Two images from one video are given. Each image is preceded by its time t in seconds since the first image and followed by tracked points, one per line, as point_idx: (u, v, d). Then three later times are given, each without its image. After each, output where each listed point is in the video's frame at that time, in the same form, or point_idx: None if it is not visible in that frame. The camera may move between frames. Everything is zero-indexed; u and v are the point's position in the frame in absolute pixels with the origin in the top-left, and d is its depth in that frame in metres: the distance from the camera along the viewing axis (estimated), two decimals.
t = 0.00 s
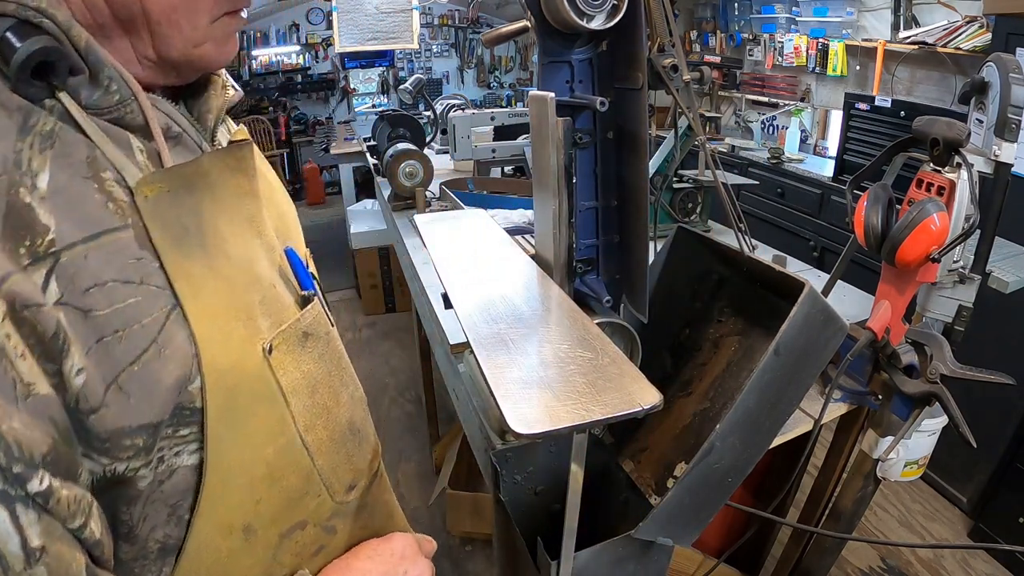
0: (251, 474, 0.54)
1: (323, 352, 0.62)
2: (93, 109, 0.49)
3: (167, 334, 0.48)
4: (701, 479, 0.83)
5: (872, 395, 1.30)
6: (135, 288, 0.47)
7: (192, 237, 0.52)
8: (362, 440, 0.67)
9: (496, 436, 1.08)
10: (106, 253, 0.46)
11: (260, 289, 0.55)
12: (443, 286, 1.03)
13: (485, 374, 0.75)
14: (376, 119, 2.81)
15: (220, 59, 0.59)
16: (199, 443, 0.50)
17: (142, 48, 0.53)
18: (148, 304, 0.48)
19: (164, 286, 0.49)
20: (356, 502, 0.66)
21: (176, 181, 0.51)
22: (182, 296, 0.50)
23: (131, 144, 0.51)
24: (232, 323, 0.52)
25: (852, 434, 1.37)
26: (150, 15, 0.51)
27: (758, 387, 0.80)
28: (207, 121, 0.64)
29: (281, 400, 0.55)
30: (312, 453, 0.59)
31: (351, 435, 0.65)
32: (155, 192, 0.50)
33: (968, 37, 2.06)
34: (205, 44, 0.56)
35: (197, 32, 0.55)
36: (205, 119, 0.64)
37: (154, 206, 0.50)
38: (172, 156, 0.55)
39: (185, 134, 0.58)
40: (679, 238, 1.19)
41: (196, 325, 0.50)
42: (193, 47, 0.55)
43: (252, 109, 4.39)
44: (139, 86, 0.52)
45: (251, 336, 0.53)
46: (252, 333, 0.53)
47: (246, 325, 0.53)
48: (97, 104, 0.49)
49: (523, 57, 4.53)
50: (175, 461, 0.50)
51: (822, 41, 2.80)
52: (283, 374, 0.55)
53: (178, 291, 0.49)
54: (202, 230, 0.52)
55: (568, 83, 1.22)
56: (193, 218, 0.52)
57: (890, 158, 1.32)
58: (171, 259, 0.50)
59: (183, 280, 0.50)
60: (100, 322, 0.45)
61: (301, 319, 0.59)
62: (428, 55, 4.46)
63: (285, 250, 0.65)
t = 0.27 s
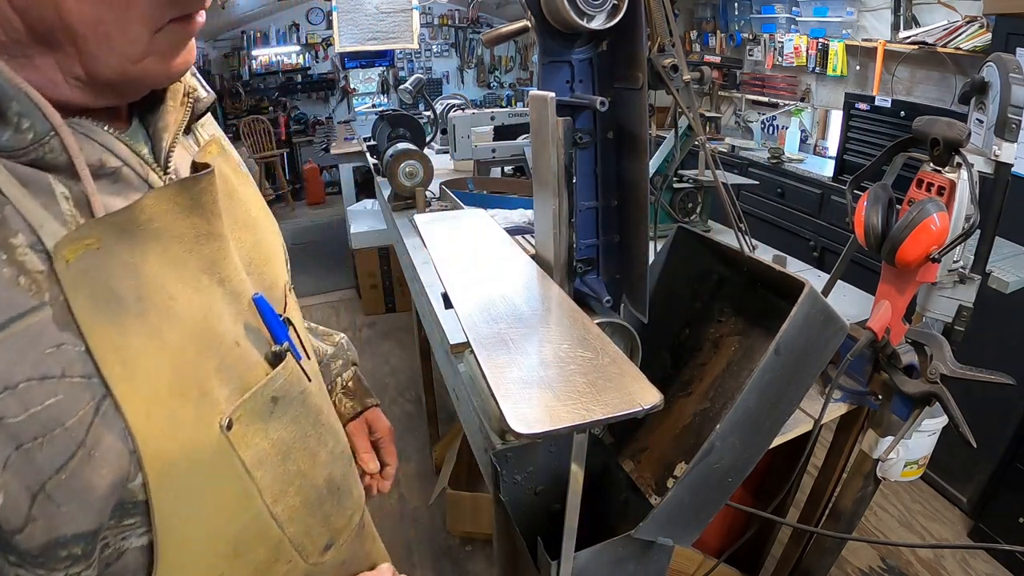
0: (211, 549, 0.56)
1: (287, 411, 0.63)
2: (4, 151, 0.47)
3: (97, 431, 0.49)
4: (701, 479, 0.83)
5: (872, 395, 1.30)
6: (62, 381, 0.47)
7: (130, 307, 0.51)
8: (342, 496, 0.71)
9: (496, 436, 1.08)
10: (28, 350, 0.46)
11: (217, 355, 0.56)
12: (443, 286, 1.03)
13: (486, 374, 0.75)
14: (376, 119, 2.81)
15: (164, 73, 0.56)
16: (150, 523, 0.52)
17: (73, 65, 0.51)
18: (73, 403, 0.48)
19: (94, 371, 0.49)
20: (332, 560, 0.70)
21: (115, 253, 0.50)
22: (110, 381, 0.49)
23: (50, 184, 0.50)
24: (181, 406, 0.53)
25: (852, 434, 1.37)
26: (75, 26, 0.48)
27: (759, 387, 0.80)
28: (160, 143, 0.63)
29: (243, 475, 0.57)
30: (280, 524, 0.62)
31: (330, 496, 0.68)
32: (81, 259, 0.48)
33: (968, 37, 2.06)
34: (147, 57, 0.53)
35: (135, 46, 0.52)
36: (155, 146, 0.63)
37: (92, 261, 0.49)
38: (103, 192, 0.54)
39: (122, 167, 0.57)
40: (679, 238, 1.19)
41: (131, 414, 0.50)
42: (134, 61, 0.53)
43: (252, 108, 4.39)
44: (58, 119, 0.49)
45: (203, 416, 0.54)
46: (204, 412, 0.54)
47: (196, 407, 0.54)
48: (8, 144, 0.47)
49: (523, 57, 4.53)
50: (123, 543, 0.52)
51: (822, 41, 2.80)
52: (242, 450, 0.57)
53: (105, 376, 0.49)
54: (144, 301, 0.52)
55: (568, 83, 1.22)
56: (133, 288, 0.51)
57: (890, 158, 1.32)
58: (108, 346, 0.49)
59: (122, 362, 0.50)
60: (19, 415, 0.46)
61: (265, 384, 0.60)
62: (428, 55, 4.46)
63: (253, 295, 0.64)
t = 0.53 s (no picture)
0: None
1: (235, 464, 0.62)
2: None
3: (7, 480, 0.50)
4: (701, 479, 0.83)
5: (872, 395, 1.30)
6: None
7: (50, 353, 0.51)
8: (305, 547, 0.72)
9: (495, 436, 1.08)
10: None
11: (143, 398, 0.56)
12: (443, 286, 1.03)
13: (486, 375, 0.75)
14: (376, 119, 2.82)
15: (131, 80, 0.56)
16: (65, 565, 0.54)
17: (28, 69, 0.52)
18: None
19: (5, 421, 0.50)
20: None
21: (35, 301, 0.50)
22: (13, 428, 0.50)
23: None
24: (100, 456, 0.53)
25: (853, 434, 1.37)
26: (27, 27, 0.49)
27: (759, 387, 0.80)
28: (124, 159, 0.62)
29: (174, 523, 0.58)
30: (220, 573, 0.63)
31: (289, 547, 0.70)
32: None
33: (968, 36, 2.06)
34: (108, 61, 0.54)
35: (91, 48, 0.52)
36: (118, 163, 0.62)
37: (12, 296, 0.49)
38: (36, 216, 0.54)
39: (63, 188, 0.56)
40: (679, 238, 1.19)
41: (38, 467, 0.51)
42: (90, 66, 0.53)
43: (252, 109, 4.39)
44: None
45: (126, 466, 0.55)
46: (129, 462, 0.55)
47: (117, 458, 0.54)
48: None
49: (523, 57, 4.54)
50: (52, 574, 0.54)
51: (822, 41, 2.80)
52: (173, 503, 0.58)
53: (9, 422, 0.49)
54: (67, 342, 0.52)
55: (568, 83, 1.22)
56: (62, 331, 0.51)
57: (890, 158, 1.32)
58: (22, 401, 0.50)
59: (33, 410, 0.50)
60: None
61: (207, 435, 0.60)
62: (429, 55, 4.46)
63: (207, 332, 0.61)
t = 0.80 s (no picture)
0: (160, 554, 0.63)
1: (227, 429, 0.54)
2: None
3: None
4: (701, 478, 0.83)
5: (871, 395, 1.30)
6: None
7: (63, 292, 0.46)
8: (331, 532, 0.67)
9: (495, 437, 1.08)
10: None
11: (154, 352, 0.50)
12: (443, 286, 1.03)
13: (485, 375, 0.75)
14: (376, 119, 2.81)
15: (172, 73, 0.58)
16: (55, 499, 0.46)
17: (82, 58, 0.52)
18: None
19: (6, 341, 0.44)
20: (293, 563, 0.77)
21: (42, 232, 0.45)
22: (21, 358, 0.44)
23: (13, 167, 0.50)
24: (95, 398, 0.47)
25: (853, 434, 1.37)
26: (86, 17, 0.49)
27: (758, 387, 0.80)
28: (150, 145, 0.61)
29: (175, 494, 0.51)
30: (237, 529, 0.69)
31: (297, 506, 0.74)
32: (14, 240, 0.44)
33: (968, 37, 2.06)
34: (150, 53, 0.54)
35: (140, 41, 0.53)
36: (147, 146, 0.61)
37: (35, 243, 0.45)
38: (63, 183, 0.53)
39: (91, 158, 0.55)
40: (679, 238, 1.19)
41: (38, 393, 0.44)
42: (134, 57, 0.54)
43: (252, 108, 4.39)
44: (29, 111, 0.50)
45: (121, 410, 0.48)
46: (124, 403, 0.48)
47: (111, 398, 0.47)
48: None
49: (523, 57, 4.54)
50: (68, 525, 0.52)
51: (822, 41, 2.80)
52: (162, 450, 0.50)
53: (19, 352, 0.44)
54: (79, 289, 0.47)
55: (568, 83, 1.22)
56: (79, 277, 0.47)
57: (889, 159, 1.32)
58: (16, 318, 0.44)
59: (38, 338, 0.44)
60: None
61: (201, 390, 0.52)
62: (428, 55, 4.47)
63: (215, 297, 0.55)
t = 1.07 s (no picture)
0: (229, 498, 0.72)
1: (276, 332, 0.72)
2: (102, 103, 0.63)
3: (113, 282, 0.60)
4: (701, 478, 0.83)
5: (872, 395, 1.30)
6: (98, 237, 0.59)
7: (167, 211, 0.65)
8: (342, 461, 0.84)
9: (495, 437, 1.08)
10: (83, 208, 0.59)
11: (229, 264, 0.69)
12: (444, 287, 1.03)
13: (484, 375, 0.75)
14: (376, 119, 2.81)
15: (224, 69, 0.70)
16: (142, 374, 0.64)
17: (159, 51, 0.65)
18: (103, 257, 0.60)
19: (124, 241, 0.62)
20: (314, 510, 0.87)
21: (152, 169, 0.64)
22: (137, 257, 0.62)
23: (129, 126, 0.66)
24: (184, 288, 0.66)
25: (853, 434, 1.37)
26: (162, 20, 0.62)
27: (758, 387, 0.80)
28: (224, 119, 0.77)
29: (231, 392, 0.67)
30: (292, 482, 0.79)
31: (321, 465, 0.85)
32: (134, 171, 0.63)
33: (968, 37, 2.06)
34: (207, 50, 0.67)
35: (200, 40, 0.65)
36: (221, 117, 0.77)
37: (148, 178, 0.64)
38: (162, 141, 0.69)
39: (185, 122, 0.72)
40: (679, 238, 1.19)
41: (148, 280, 0.63)
42: (195, 51, 0.66)
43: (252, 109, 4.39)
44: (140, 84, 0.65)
45: (202, 299, 0.67)
46: (206, 298, 0.67)
47: (196, 290, 0.66)
48: (107, 99, 0.63)
49: (523, 57, 4.55)
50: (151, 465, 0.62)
51: (822, 41, 2.80)
52: (232, 340, 0.69)
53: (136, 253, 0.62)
54: (181, 213, 0.66)
55: (568, 83, 1.22)
56: (179, 205, 0.66)
57: (889, 159, 1.32)
58: (132, 226, 0.62)
59: (150, 239, 0.63)
60: (67, 255, 0.57)
61: (263, 296, 0.71)
62: (429, 55, 4.48)
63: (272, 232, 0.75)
